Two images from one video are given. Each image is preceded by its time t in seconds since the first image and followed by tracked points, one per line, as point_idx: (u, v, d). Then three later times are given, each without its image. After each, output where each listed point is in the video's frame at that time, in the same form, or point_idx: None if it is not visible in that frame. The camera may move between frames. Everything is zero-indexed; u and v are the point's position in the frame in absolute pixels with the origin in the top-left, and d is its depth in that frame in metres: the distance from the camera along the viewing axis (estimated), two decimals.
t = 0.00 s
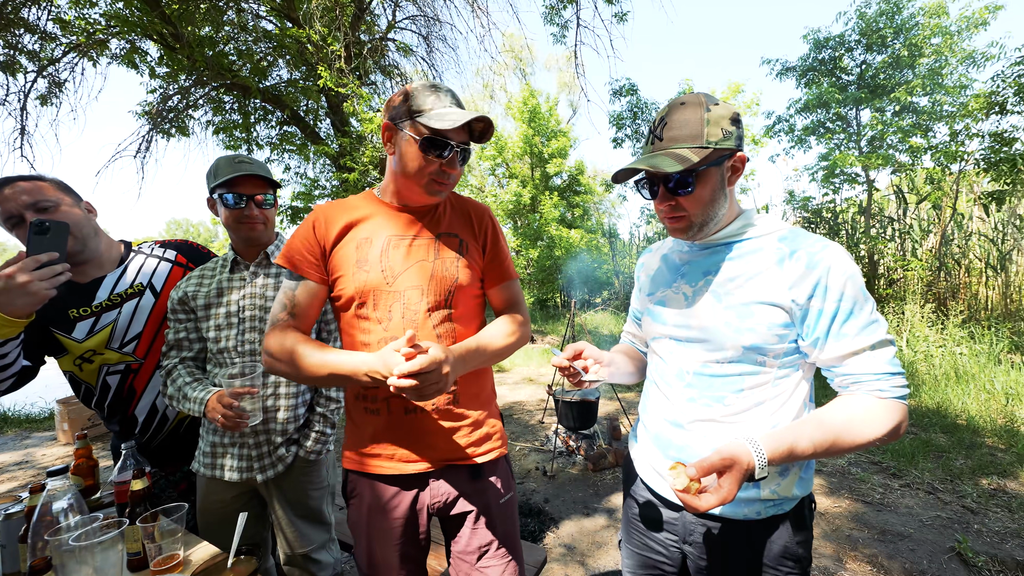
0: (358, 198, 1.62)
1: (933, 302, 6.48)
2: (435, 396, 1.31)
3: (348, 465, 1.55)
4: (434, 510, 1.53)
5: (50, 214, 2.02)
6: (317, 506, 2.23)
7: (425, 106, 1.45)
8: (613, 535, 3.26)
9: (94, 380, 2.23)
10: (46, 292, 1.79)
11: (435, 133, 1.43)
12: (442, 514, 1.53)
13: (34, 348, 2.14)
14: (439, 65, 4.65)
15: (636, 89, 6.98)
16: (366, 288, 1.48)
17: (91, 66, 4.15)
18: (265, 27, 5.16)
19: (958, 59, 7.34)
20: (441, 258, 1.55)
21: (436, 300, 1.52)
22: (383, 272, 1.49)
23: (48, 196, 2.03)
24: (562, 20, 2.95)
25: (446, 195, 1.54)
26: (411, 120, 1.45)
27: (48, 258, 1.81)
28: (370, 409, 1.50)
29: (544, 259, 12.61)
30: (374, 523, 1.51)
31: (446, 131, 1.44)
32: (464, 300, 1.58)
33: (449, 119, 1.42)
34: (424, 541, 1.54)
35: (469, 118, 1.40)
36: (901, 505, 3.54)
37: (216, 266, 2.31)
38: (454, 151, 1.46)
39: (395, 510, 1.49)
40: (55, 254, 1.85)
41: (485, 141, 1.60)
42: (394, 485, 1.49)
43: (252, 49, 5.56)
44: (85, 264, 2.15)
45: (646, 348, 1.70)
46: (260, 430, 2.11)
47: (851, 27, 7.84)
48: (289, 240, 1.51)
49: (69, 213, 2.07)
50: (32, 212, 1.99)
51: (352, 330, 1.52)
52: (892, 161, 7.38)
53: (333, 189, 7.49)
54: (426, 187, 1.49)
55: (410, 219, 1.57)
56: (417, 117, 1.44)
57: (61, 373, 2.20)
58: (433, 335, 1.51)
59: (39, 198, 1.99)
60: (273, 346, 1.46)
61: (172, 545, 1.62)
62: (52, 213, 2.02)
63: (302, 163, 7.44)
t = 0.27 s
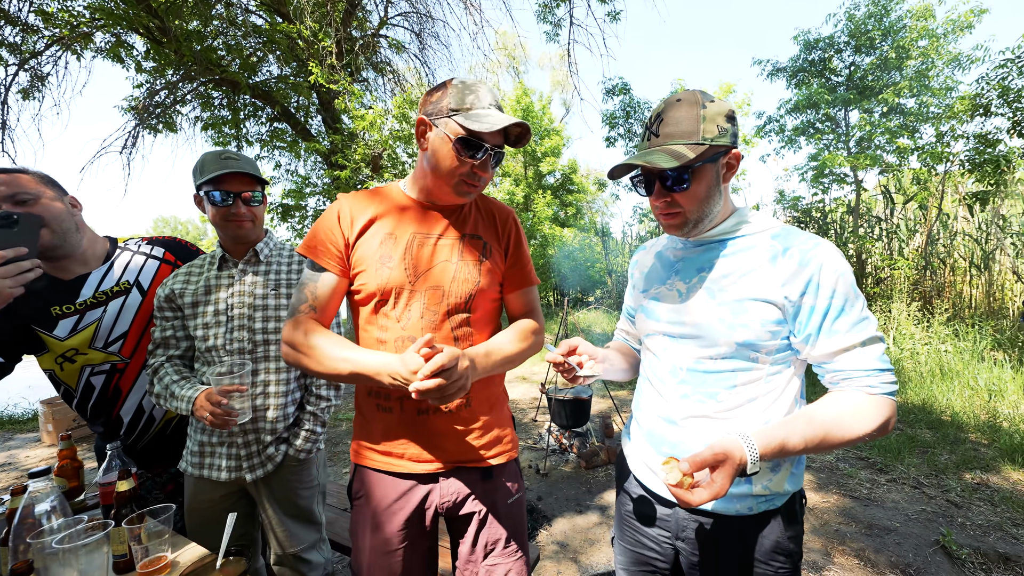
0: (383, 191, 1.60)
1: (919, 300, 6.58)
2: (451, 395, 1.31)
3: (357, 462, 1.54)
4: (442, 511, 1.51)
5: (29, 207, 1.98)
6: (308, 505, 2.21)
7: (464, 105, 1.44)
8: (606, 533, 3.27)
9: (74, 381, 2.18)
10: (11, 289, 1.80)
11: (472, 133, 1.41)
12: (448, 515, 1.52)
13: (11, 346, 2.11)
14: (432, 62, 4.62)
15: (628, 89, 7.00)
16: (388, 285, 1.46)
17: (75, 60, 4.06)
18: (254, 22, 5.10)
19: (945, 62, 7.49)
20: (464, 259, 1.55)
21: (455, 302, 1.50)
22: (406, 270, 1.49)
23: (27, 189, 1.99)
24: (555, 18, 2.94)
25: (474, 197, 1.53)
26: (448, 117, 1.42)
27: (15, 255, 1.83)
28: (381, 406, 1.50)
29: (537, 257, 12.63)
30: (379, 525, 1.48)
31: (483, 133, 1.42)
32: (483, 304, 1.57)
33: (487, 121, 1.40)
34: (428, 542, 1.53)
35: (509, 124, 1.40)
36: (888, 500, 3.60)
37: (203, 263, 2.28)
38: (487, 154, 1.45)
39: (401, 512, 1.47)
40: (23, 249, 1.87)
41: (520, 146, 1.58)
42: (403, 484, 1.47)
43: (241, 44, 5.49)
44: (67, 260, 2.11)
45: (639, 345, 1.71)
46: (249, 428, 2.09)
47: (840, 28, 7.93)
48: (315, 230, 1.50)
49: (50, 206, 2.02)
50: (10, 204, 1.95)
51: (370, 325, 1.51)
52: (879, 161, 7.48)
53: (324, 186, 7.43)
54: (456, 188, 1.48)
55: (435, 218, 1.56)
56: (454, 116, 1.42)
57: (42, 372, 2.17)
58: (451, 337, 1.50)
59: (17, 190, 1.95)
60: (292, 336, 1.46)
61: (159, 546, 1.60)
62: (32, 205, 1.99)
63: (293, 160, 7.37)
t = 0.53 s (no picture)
0: (381, 186, 1.56)
1: (910, 300, 6.62)
2: (497, 428, 1.35)
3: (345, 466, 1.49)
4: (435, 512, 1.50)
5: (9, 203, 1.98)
6: (296, 506, 2.20)
7: (471, 105, 1.42)
8: (598, 532, 3.28)
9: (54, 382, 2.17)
10: None
11: (478, 133, 1.40)
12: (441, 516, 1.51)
13: None
14: (427, 61, 4.59)
15: (624, 88, 7.01)
16: (389, 285, 1.44)
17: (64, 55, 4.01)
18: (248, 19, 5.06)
19: (936, 63, 7.53)
20: (464, 262, 1.56)
21: (455, 305, 1.51)
22: (407, 270, 1.47)
23: (8, 185, 1.98)
24: (550, 17, 2.94)
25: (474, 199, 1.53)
26: (455, 117, 1.41)
27: None
28: (376, 408, 1.46)
29: (533, 256, 12.62)
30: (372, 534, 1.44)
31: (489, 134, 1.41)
32: (481, 308, 1.59)
33: (493, 123, 1.40)
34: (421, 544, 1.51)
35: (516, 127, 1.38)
36: (879, 498, 3.63)
37: (189, 261, 2.26)
38: (492, 156, 1.44)
39: (395, 517, 1.44)
40: None
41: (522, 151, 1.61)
42: (397, 486, 1.44)
43: (234, 40, 5.44)
44: (50, 258, 2.11)
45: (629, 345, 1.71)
46: (236, 430, 2.08)
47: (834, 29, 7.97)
48: (310, 222, 1.42)
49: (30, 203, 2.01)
50: None
51: (365, 325, 1.46)
52: (872, 162, 7.53)
53: (319, 185, 7.39)
54: (458, 188, 1.47)
55: (436, 218, 1.55)
56: (461, 115, 1.40)
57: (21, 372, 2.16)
58: (449, 338, 1.50)
59: None
60: (279, 334, 1.35)
61: (143, 549, 1.59)
62: (12, 203, 1.98)
63: (287, 158, 7.32)
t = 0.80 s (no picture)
0: (343, 185, 1.51)
1: (903, 300, 6.67)
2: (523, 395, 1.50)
3: (323, 479, 1.45)
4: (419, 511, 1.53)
5: None
6: (284, 506, 2.20)
7: (430, 99, 1.41)
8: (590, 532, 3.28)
9: (39, 382, 2.17)
10: None
11: (439, 127, 1.40)
12: (422, 515, 1.54)
13: None
14: (423, 59, 4.57)
15: (621, 87, 7.00)
16: (367, 285, 1.43)
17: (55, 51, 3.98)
18: (242, 15, 5.03)
19: (930, 64, 7.54)
20: (436, 257, 1.60)
21: (434, 302, 1.56)
22: (384, 269, 1.46)
23: None
24: (547, 16, 2.94)
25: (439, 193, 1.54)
26: (414, 110, 1.40)
27: None
28: (359, 416, 1.44)
29: (529, 256, 12.60)
30: (355, 542, 1.43)
31: (452, 128, 1.41)
32: (452, 301, 1.66)
33: (456, 117, 1.39)
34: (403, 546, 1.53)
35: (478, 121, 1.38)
36: (869, 498, 3.65)
37: (176, 260, 2.24)
38: (454, 149, 1.44)
39: (380, 522, 1.45)
40: None
41: (484, 144, 1.56)
42: (383, 490, 1.45)
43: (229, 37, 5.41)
44: (36, 258, 2.11)
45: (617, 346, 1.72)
46: (227, 430, 2.07)
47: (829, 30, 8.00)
48: (274, 223, 1.30)
49: (12, 203, 2.00)
50: None
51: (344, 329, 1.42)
52: (866, 163, 7.57)
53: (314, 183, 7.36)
54: (422, 183, 1.47)
55: (404, 215, 1.55)
56: (422, 109, 1.39)
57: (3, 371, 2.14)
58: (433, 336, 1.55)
59: None
60: (258, 345, 1.19)
61: (127, 551, 1.56)
62: None
63: (282, 156, 7.29)
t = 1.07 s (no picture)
0: (306, 193, 1.53)
1: (907, 300, 6.63)
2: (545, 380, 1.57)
3: (311, 487, 1.47)
4: (407, 509, 1.59)
5: None
6: (281, 506, 2.21)
7: (384, 93, 1.45)
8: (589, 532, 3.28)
9: (37, 380, 2.18)
10: None
11: (395, 122, 1.45)
12: (408, 514, 1.60)
13: None
14: (424, 58, 4.56)
15: (623, 86, 6.97)
16: (345, 290, 1.48)
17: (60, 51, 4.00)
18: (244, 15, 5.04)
19: (935, 63, 7.50)
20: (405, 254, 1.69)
21: (409, 301, 1.65)
22: (359, 272, 1.52)
23: None
24: (548, 14, 2.93)
25: (402, 188, 1.61)
26: (368, 108, 1.44)
27: None
28: (348, 422, 1.46)
29: (531, 255, 12.58)
30: (345, 545, 1.47)
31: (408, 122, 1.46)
32: (425, 298, 1.75)
33: (412, 111, 1.44)
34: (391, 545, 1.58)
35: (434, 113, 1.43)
36: (870, 499, 3.63)
37: (175, 260, 2.25)
38: (414, 143, 1.50)
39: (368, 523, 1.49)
40: None
41: (444, 134, 1.66)
42: (372, 493, 1.50)
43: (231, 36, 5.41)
44: (37, 257, 2.14)
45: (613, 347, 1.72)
46: (226, 429, 2.09)
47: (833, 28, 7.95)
48: (245, 233, 1.29)
49: (11, 203, 2.01)
50: None
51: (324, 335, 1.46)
52: (870, 162, 7.53)
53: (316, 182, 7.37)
54: (387, 180, 1.54)
55: (368, 216, 1.61)
56: (376, 106, 1.44)
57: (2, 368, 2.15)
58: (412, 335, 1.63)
59: None
60: (248, 356, 1.16)
61: (123, 550, 1.58)
62: None
63: (284, 155, 7.31)
